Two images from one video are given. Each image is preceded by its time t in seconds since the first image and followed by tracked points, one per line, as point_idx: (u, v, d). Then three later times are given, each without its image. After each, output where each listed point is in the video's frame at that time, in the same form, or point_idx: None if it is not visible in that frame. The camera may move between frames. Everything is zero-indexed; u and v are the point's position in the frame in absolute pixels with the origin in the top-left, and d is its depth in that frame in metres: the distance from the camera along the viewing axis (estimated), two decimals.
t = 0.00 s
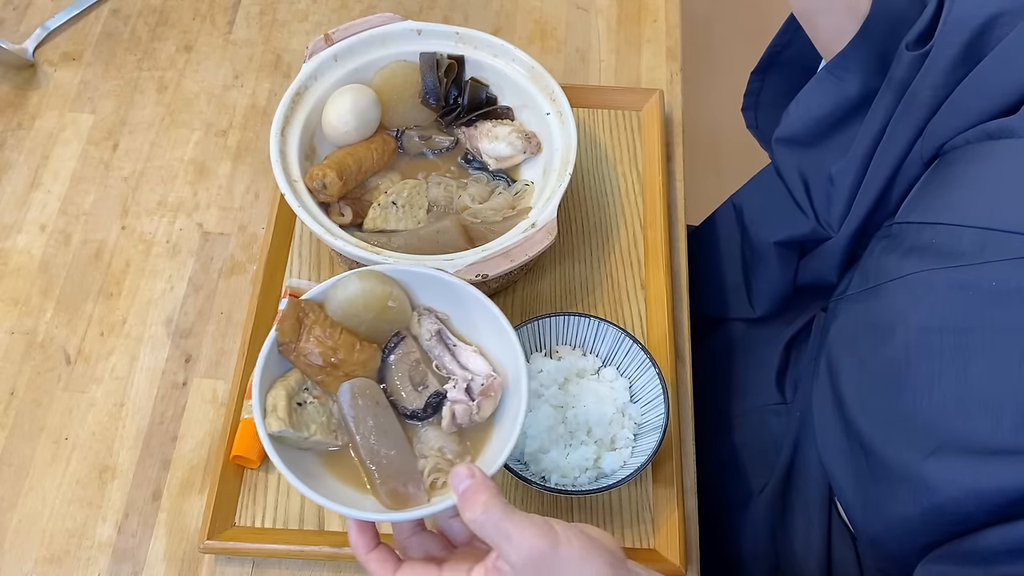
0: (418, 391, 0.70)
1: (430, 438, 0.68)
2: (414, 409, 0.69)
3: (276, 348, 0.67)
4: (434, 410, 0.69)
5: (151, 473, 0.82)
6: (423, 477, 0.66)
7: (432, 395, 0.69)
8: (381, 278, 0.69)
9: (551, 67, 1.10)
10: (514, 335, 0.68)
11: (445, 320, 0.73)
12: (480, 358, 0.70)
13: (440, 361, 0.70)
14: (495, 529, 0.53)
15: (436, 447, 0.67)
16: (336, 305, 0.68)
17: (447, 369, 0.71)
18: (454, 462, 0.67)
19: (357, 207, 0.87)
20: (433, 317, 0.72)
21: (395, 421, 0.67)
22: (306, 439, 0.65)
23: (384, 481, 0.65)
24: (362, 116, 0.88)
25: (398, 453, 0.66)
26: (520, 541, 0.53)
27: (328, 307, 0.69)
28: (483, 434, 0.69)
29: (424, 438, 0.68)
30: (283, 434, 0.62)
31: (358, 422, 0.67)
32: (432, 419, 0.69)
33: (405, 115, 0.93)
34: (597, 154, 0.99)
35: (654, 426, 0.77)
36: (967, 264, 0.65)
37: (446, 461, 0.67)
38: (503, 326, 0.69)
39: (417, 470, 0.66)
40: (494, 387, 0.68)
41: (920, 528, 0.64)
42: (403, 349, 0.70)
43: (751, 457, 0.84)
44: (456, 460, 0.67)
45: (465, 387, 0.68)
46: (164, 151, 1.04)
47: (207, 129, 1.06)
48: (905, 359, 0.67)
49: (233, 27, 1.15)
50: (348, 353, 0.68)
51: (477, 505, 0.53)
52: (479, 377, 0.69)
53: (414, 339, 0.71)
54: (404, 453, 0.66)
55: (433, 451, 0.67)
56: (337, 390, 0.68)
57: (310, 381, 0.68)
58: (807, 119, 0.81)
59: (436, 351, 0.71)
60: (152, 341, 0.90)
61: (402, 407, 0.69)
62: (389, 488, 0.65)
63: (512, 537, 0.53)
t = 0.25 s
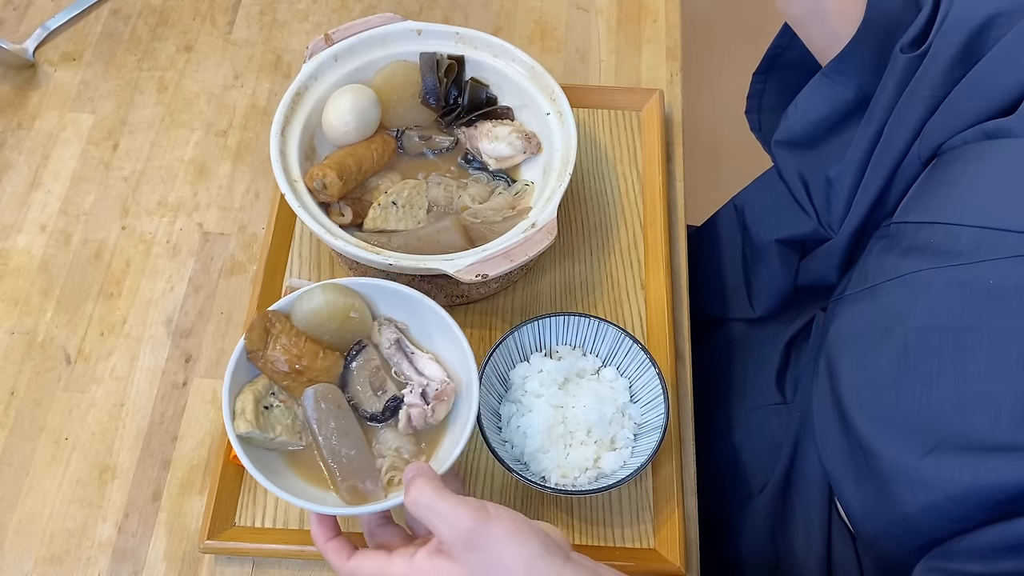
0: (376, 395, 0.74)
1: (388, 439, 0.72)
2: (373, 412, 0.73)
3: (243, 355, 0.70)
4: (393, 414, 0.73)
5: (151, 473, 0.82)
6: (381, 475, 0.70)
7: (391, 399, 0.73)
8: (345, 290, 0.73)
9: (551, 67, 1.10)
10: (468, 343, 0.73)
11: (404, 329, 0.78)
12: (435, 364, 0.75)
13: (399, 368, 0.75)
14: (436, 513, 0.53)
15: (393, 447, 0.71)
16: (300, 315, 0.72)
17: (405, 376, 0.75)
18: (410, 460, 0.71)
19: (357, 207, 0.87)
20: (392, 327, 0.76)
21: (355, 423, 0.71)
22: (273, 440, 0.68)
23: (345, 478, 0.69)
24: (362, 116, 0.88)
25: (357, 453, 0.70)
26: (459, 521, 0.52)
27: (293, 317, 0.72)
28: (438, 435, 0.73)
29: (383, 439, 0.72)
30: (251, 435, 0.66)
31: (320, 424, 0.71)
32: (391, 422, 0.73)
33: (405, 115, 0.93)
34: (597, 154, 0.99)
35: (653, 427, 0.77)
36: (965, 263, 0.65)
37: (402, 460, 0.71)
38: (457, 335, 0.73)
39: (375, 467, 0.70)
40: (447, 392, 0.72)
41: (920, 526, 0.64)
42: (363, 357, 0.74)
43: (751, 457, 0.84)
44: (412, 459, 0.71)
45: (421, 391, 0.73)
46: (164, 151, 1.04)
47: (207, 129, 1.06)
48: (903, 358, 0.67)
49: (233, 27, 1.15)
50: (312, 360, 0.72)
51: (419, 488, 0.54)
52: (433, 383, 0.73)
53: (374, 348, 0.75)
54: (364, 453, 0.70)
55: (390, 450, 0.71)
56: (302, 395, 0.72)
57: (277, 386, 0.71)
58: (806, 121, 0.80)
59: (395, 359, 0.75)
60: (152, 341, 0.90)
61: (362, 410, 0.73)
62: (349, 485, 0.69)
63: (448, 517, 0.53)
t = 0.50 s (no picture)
0: (388, 424, 0.79)
1: (387, 466, 0.76)
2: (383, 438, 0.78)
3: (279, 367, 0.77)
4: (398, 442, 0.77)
5: (152, 473, 0.82)
6: (372, 500, 0.75)
7: (400, 429, 0.78)
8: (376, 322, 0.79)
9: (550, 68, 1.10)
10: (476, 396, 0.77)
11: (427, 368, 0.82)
12: (446, 409, 0.78)
13: (412, 405, 0.79)
14: (261, 483, 0.66)
15: (391, 475, 0.76)
16: (337, 341, 0.79)
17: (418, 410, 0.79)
18: (404, 490, 0.76)
19: (357, 207, 0.87)
20: (415, 364, 0.81)
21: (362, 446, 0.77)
22: (286, 450, 0.74)
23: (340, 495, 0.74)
24: (362, 116, 0.88)
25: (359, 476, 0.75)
26: (314, 516, 0.64)
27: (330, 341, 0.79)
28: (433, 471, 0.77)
29: (384, 465, 0.77)
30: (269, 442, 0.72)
31: (332, 446, 0.76)
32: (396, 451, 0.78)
33: (405, 115, 0.93)
34: (597, 154, 0.99)
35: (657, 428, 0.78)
36: (964, 255, 0.65)
37: (397, 488, 0.75)
38: (468, 388, 0.78)
39: (371, 491, 0.75)
40: (447, 436, 0.76)
41: (915, 518, 0.64)
42: (385, 388, 0.80)
43: (750, 456, 0.84)
44: (406, 489, 0.76)
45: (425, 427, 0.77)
46: (164, 151, 1.04)
47: (207, 129, 1.06)
48: (901, 351, 0.67)
49: (233, 27, 1.15)
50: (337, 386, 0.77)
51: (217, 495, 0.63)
52: (438, 425, 0.77)
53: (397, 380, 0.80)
54: (365, 475, 0.75)
55: (388, 477, 0.76)
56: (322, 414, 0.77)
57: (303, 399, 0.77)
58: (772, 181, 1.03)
59: (411, 396, 0.79)
60: (152, 341, 0.90)
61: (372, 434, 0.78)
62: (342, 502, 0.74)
63: (312, 515, 0.64)
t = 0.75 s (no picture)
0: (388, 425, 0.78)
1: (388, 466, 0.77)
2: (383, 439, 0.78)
3: (279, 367, 0.77)
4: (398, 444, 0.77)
5: (151, 473, 0.82)
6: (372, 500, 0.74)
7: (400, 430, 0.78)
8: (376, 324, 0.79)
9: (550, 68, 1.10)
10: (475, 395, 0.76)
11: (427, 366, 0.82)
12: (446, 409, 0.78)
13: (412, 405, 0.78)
14: (435, 454, 0.55)
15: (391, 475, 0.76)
16: (336, 340, 0.79)
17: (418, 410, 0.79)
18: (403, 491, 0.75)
19: (357, 207, 0.87)
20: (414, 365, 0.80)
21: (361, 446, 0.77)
22: (287, 446, 0.75)
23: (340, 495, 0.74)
24: (362, 116, 0.88)
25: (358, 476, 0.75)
26: (493, 501, 0.53)
27: (330, 340, 0.79)
28: (433, 471, 0.77)
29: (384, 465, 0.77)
30: (268, 440, 0.73)
31: (333, 445, 0.76)
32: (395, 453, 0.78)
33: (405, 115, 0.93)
34: (597, 153, 0.99)
35: (660, 428, 0.78)
36: (969, 261, 0.65)
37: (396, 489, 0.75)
38: (468, 388, 0.77)
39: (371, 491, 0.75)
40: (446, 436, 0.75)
41: (925, 524, 0.64)
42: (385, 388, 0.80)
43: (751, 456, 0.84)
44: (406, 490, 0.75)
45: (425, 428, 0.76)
46: (164, 151, 1.04)
47: (207, 129, 1.06)
48: (907, 356, 0.67)
49: (233, 27, 1.15)
50: (337, 385, 0.78)
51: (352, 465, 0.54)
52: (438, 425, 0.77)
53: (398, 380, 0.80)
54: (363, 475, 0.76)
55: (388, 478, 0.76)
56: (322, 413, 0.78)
57: (302, 399, 0.78)
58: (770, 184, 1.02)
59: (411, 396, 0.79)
60: (152, 341, 0.90)
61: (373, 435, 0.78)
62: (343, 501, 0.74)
63: (491, 502, 0.53)
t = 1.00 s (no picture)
0: (387, 425, 0.79)
1: (387, 467, 0.76)
2: (382, 440, 0.78)
3: (279, 367, 0.77)
4: (397, 445, 0.77)
5: (151, 473, 0.82)
6: (372, 501, 0.74)
7: (399, 431, 0.78)
8: (376, 325, 0.79)
9: (550, 68, 1.10)
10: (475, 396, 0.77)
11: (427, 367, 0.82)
12: (446, 409, 0.78)
13: (412, 405, 0.78)
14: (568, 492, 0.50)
15: (390, 476, 0.76)
16: (336, 341, 0.79)
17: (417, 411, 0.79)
18: (403, 491, 0.75)
19: (357, 207, 0.87)
20: (414, 366, 0.80)
21: (360, 447, 0.77)
22: (287, 447, 0.75)
23: (340, 495, 0.74)
24: (362, 115, 0.88)
25: (358, 477, 0.75)
26: (624, 554, 0.50)
27: (330, 341, 0.79)
28: (433, 472, 0.77)
29: (384, 465, 0.77)
30: (268, 440, 0.73)
31: (333, 445, 0.76)
32: (395, 454, 0.78)
33: (405, 115, 0.94)
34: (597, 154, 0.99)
35: (660, 428, 0.78)
36: (976, 263, 0.65)
37: (396, 489, 0.75)
38: (469, 389, 0.78)
39: (371, 491, 0.75)
40: (447, 436, 0.76)
41: (928, 527, 0.64)
42: (385, 388, 0.80)
43: (752, 456, 0.84)
44: (405, 491, 0.75)
45: (426, 430, 0.76)
46: (164, 151, 1.04)
47: (207, 128, 1.06)
48: (912, 359, 0.67)
49: (233, 26, 1.15)
50: (337, 385, 0.78)
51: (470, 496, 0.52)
52: (438, 424, 0.77)
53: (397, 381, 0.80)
54: (363, 476, 0.75)
55: (387, 478, 0.76)
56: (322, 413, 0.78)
57: (302, 400, 0.78)
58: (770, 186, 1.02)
59: (411, 397, 0.79)
60: (152, 341, 0.90)
61: (372, 436, 0.78)
62: (343, 501, 0.74)
63: (621, 555, 0.50)
